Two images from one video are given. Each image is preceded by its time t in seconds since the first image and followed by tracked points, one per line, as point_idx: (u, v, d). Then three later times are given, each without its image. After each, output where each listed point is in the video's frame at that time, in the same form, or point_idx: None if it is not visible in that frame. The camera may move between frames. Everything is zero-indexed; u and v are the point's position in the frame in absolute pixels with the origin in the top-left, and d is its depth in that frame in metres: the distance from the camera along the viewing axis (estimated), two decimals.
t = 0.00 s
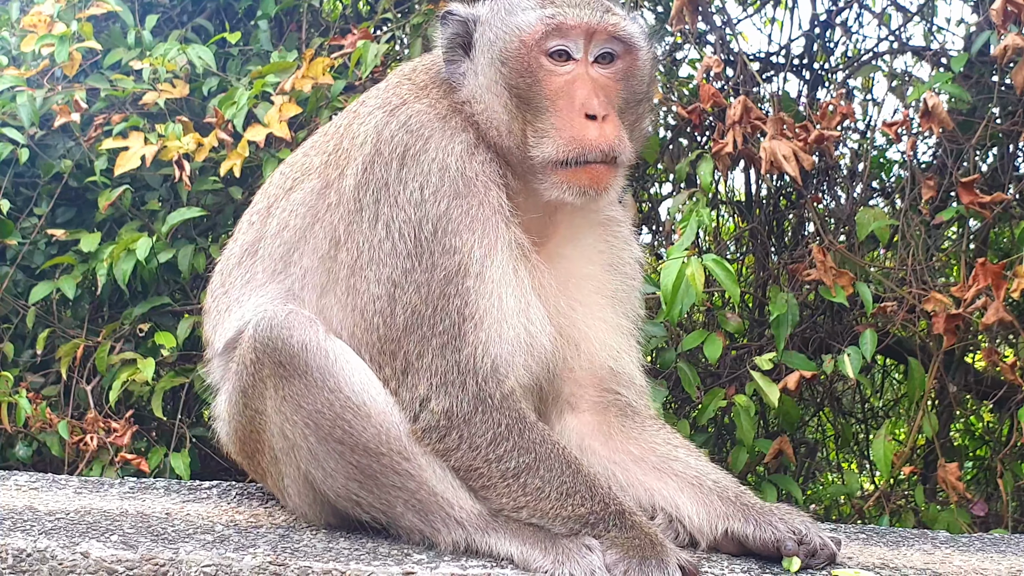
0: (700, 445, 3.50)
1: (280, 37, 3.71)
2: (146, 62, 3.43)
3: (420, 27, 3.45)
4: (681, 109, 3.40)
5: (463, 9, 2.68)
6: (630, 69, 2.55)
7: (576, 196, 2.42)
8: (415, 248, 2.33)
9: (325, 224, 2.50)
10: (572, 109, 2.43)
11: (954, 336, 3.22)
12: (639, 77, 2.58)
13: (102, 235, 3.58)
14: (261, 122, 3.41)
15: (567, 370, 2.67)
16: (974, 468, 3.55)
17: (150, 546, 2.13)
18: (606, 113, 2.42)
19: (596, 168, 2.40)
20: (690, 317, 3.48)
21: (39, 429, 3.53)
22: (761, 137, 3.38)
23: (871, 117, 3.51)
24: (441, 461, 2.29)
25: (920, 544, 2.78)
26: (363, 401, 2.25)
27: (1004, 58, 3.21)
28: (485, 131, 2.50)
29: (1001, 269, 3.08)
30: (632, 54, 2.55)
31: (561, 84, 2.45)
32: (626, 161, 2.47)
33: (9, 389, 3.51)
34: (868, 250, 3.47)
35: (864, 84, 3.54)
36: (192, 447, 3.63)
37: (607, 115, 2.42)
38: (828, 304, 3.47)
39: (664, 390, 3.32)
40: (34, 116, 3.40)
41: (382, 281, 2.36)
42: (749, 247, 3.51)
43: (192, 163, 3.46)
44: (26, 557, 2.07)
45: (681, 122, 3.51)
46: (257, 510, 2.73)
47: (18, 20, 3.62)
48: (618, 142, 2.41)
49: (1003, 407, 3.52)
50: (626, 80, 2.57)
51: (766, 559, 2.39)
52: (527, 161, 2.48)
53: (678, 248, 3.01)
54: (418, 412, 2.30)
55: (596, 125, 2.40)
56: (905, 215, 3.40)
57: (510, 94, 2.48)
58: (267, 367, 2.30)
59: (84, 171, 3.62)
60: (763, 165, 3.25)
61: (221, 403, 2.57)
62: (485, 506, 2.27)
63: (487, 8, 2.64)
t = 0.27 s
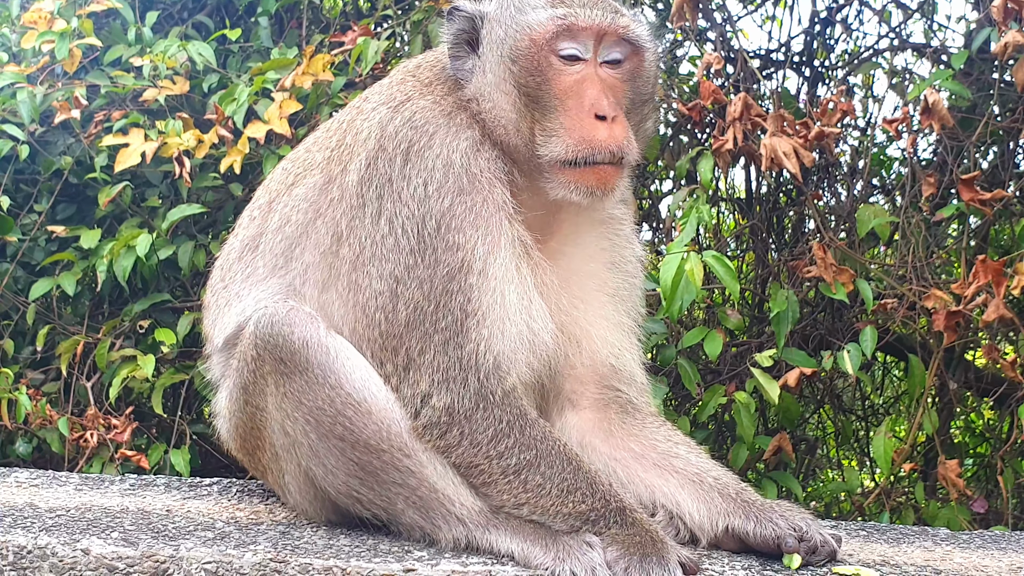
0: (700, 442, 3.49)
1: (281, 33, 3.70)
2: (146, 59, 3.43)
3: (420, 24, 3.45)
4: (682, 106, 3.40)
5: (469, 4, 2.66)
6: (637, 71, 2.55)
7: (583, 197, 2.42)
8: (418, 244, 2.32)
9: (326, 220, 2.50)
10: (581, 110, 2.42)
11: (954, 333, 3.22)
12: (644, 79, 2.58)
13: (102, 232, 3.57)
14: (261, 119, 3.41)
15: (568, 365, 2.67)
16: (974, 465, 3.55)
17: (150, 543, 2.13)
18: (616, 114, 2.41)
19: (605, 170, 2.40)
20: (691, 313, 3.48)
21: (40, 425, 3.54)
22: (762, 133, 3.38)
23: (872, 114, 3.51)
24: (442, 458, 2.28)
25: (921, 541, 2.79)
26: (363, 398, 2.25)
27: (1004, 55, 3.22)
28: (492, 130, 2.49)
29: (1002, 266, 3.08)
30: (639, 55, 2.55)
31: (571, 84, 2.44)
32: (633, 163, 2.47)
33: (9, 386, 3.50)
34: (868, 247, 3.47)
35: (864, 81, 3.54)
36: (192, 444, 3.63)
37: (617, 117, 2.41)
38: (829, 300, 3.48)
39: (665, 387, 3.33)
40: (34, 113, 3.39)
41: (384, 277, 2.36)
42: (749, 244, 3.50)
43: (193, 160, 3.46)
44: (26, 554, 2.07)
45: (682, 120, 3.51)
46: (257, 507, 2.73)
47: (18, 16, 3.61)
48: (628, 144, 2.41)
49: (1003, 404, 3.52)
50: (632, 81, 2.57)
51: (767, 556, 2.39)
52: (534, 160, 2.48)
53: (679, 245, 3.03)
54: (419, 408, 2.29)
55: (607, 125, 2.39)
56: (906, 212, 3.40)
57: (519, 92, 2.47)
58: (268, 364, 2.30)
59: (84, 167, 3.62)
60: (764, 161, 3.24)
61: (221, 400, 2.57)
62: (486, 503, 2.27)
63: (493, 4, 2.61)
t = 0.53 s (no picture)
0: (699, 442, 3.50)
1: (280, 33, 3.70)
2: (145, 58, 3.42)
3: (419, 24, 3.45)
4: (680, 106, 3.41)
5: None
6: (646, 68, 2.62)
7: (610, 189, 2.44)
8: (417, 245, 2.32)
9: (326, 221, 2.50)
10: (611, 101, 2.43)
11: (952, 334, 3.23)
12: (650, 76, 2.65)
13: (101, 232, 3.57)
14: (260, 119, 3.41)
15: (568, 367, 2.67)
16: (972, 465, 3.55)
17: (149, 543, 2.13)
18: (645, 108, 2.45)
19: (633, 162, 2.44)
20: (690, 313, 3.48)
21: (38, 424, 3.53)
22: (760, 133, 3.38)
23: (871, 115, 3.51)
24: (441, 459, 2.29)
25: (920, 541, 2.79)
26: (362, 399, 2.26)
27: (1002, 56, 3.22)
28: (504, 125, 2.47)
29: (1000, 266, 3.08)
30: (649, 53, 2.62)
31: (600, 76, 2.45)
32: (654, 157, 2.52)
33: (8, 386, 3.50)
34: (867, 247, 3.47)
35: (863, 81, 3.54)
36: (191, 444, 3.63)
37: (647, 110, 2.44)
38: (827, 300, 3.48)
39: (663, 387, 3.33)
40: (33, 113, 3.39)
41: (383, 278, 2.36)
42: (749, 244, 3.51)
43: (192, 160, 3.46)
44: (25, 554, 2.07)
45: (681, 119, 3.51)
46: (256, 507, 2.73)
47: (17, 16, 3.61)
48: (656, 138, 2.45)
49: (1001, 404, 3.52)
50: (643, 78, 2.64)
51: (765, 556, 2.39)
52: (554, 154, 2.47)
53: (678, 245, 3.03)
54: (418, 409, 2.30)
55: (642, 117, 2.41)
56: (904, 212, 3.40)
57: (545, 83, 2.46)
58: (267, 365, 2.30)
59: (84, 167, 3.61)
60: (762, 161, 3.25)
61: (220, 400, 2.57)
62: (485, 504, 2.28)
63: None
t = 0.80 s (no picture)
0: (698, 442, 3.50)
1: (280, 34, 3.70)
2: (145, 59, 3.42)
3: (419, 24, 3.45)
4: (680, 107, 3.41)
5: None
6: (628, 50, 2.57)
7: (577, 170, 2.43)
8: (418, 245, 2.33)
9: (325, 222, 2.50)
10: (571, 82, 2.43)
11: (951, 334, 3.23)
12: (636, 60, 2.60)
13: (100, 232, 3.56)
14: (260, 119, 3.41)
15: (569, 366, 2.68)
16: (972, 465, 3.55)
17: (149, 543, 2.13)
18: (607, 83, 2.43)
19: (600, 138, 2.41)
20: (689, 314, 3.48)
21: (38, 425, 3.52)
22: (760, 134, 3.39)
23: (871, 115, 3.51)
24: (441, 459, 2.29)
25: (919, 542, 2.79)
26: (363, 398, 2.26)
27: (1001, 56, 3.22)
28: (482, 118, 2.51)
29: (999, 266, 3.07)
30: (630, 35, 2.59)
31: (563, 59, 2.45)
32: (627, 134, 2.48)
33: (8, 387, 3.49)
34: (866, 247, 3.47)
35: (863, 82, 3.54)
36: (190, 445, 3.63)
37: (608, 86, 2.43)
38: (827, 301, 3.48)
39: (662, 386, 3.34)
40: (33, 113, 3.39)
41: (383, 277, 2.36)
42: (748, 245, 3.51)
43: (191, 160, 3.46)
44: (25, 554, 2.08)
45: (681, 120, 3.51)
46: (256, 507, 2.73)
47: (17, 17, 3.61)
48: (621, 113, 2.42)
49: (1001, 405, 3.52)
50: (625, 62, 2.59)
51: (765, 556, 2.39)
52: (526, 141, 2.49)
53: (677, 246, 3.03)
54: (418, 408, 2.30)
55: (599, 92, 2.40)
56: (903, 212, 3.40)
57: (509, 70, 2.48)
58: (267, 365, 2.30)
59: (83, 168, 3.61)
60: (761, 162, 3.26)
61: (220, 400, 2.57)
62: (485, 504, 2.28)
63: None
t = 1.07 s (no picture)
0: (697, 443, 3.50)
1: (280, 34, 3.70)
2: (145, 59, 3.42)
3: (419, 25, 3.45)
4: (680, 108, 3.41)
5: None
6: (589, 39, 2.48)
7: (529, 164, 2.40)
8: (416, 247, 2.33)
9: (324, 223, 2.50)
10: (516, 77, 2.42)
11: (950, 335, 3.24)
12: (602, 48, 2.50)
13: (101, 232, 3.56)
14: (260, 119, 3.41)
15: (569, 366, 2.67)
16: (971, 466, 3.56)
17: (149, 544, 2.14)
18: (554, 78, 2.41)
19: (552, 135, 2.39)
20: (689, 315, 3.48)
21: (38, 425, 3.52)
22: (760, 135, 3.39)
23: (871, 116, 3.51)
24: (440, 459, 2.29)
25: (919, 543, 2.79)
26: (363, 398, 2.26)
27: (1001, 57, 3.22)
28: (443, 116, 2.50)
29: (999, 267, 3.08)
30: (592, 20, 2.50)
31: (512, 55, 2.43)
32: (582, 129, 2.44)
33: (8, 386, 3.49)
34: (866, 248, 3.47)
35: (863, 83, 3.54)
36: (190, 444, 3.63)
37: (554, 80, 2.40)
38: (826, 302, 3.48)
39: (662, 388, 3.34)
40: (33, 113, 3.38)
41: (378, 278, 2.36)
42: (748, 246, 3.51)
43: (191, 160, 3.46)
44: (25, 554, 2.08)
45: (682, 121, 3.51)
46: (256, 507, 2.73)
47: (18, 16, 3.60)
48: (569, 109, 2.40)
49: (1000, 405, 3.52)
50: (589, 53, 2.49)
51: (764, 558, 2.38)
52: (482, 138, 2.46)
53: (677, 247, 3.03)
54: (418, 409, 2.30)
55: (545, 89, 2.39)
56: (903, 213, 3.41)
57: (463, 69, 2.47)
58: (267, 365, 2.30)
59: (84, 168, 3.60)
60: (762, 163, 3.26)
61: (219, 400, 2.57)
62: (484, 504, 2.28)
63: None
